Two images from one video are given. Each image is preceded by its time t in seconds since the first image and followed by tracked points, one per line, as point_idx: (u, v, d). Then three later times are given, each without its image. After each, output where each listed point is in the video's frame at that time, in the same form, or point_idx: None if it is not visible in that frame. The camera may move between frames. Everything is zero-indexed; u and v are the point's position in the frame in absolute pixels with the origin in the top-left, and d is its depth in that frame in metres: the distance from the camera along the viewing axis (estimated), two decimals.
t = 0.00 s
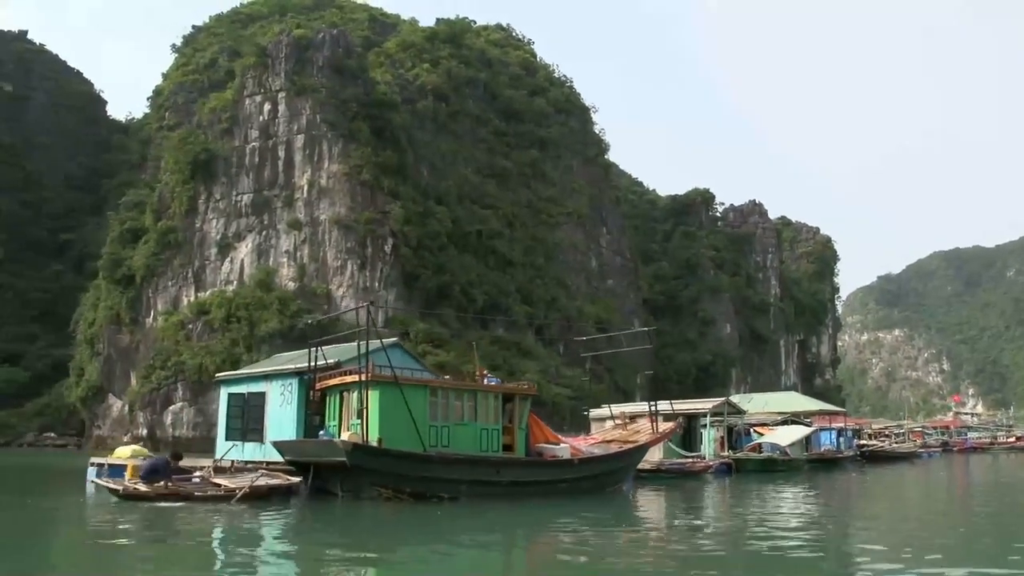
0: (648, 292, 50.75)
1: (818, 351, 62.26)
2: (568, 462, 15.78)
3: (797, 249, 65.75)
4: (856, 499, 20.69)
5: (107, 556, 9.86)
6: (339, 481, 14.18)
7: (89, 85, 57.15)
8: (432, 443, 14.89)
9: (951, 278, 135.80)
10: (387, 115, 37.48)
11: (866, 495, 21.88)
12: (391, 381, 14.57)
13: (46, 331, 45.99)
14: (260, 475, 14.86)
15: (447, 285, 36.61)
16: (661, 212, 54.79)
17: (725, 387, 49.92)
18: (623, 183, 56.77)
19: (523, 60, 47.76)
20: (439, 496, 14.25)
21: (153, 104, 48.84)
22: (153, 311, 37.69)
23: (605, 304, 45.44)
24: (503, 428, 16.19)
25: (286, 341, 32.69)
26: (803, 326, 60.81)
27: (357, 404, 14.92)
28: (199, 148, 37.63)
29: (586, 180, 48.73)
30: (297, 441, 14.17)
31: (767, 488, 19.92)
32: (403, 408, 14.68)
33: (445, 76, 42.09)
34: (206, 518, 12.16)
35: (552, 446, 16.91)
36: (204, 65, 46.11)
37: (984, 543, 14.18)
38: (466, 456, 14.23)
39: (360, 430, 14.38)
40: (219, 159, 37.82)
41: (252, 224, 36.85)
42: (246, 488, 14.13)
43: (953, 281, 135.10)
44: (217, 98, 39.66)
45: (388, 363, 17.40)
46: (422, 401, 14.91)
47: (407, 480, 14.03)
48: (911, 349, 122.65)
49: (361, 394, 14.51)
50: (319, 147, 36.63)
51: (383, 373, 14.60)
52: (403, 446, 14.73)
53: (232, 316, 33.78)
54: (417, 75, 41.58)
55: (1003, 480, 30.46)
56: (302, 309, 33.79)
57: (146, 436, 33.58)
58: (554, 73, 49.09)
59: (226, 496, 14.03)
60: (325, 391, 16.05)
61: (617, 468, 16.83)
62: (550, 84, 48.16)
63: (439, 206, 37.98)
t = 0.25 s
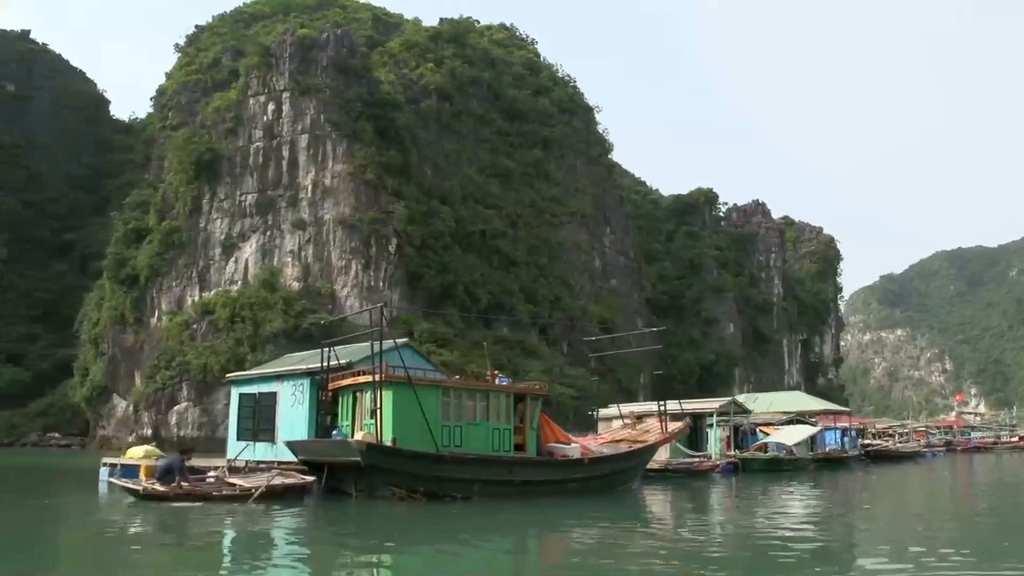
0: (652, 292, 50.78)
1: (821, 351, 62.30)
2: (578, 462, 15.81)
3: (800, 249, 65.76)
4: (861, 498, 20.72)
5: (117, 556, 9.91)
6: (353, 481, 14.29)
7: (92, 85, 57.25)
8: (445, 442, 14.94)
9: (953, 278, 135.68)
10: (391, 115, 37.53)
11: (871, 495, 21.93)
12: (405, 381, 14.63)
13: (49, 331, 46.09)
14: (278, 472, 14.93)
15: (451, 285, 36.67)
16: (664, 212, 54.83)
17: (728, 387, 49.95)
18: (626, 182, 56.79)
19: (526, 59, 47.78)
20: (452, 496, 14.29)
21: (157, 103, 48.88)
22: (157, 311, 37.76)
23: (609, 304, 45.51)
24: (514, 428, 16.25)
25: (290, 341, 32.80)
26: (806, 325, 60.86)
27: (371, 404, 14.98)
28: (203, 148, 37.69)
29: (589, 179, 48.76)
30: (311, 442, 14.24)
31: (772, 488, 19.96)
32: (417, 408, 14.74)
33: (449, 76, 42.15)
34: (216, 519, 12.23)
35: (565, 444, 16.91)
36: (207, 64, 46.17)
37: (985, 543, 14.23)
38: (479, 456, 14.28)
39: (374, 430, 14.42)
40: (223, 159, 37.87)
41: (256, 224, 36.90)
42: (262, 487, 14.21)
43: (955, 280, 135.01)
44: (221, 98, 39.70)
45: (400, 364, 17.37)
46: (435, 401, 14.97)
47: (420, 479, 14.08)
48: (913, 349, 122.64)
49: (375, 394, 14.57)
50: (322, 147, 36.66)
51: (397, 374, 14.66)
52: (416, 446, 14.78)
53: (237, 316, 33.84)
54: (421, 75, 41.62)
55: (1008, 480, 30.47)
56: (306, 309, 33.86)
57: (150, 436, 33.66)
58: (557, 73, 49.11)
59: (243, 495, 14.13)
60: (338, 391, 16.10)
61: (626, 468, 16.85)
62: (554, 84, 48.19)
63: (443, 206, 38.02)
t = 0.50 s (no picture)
0: (655, 291, 50.83)
1: (824, 350, 62.33)
2: (590, 461, 15.88)
3: (803, 248, 65.79)
4: (867, 496, 20.75)
5: (132, 555, 9.98)
6: (368, 480, 14.38)
7: (96, 87, 57.42)
8: (460, 442, 15.02)
9: (956, 277, 135.62)
10: (395, 115, 37.61)
11: (877, 493, 21.99)
12: (420, 382, 14.70)
13: (54, 332, 46.20)
14: (297, 472, 14.93)
15: (456, 285, 36.74)
16: (667, 211, 54.89)
17: (732, 386, 49.99)
18: (629, 182, 56.86)
19: (530, 59, 47.86)
20: (467, 495, 14.35)
21: (161, 104, 48.99)
22: (162, 312, 37.87)
23: (612, 303, 45.59)
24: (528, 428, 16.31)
25: (296, 341, 32.91)
26: (810, 324, 60.90)
27: (386, 405, 15.04)
28: (208, 149, 37.80)
29: (592, 179, 48.84)
30: (328, 442, 14.30)
31: (779, 487, 20.01)
32: (432, 408, 14.81)
33: (452, 77, 42.25)
34: (228, 518, 12.32)
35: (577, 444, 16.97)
36: (211, 66, 46.30)
37: (992, 540, 14.28)
38: (494, 455, 14.35)
39: (391, 430, 14.50)
40: (228, 160, 37.96)
41: (261, 225, 36.99)
42: (281, 487, 14.21)
43: (958, 279, 134.93)
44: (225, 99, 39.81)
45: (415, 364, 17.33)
46: (450, 402, 15.05)
47: (436, 478, 14.15)
48: (916, 348, 122.59)
49: (391, 395, 14.64)
50: (327, 147, 36.74)
51: (413, 374, 14.73)
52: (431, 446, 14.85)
53: (243, 317, 33.92)
54: (425, 75, 41.71)
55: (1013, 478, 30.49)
56: (312, 309, 33.95)
57: (156, 437, 33.73)
58: (560, 73, 49.20)
59: (262, 494, 14.16)
60: (353, 392, 16.18)
61: (638, 467, 16.91)
62: (557, 84, 48.28)
63: (447, 207, 38.09)
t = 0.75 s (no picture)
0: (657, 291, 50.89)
1: (825, 349, 62.39)
2: (600, 460, 15.93)
3: (805, 248, 65.82)
4: (870, 495, 20.79)
5: (144, 554, 10.03)
6: (380, 478, 14.47)
7: (98, 86, 57.48)
8: (472, 441, 15.09)
9: (957, 276, 135.61)
10: (398, 115, 37.66)
11: (880, 492, 22.04)
12: (432, 381, 14.78)
13: (56, 331, 46.25)
14: (308, 471, 15.06)
15: (459, 284, 36.80)
16: (668, 211, 54.94)
17: (734, 386, 50.03)
18: (630, 181, 56.90)
19: (532, 59, 47.89)
20: (479, 494, 14.42)
21: (163, 104, 49.02)
22: (165, 311, 37.93)
23: (614, 303, 45.65)
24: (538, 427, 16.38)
25: (300, 340, 32.98)
26: (811, 324, 60.94)
27: (398, 404, 15.11)
28: (211, 149, 37.85)
29: (594, 179, 48.90)
30: (340, 441, 14.40)
31: (783, 485, 20.07)
32: (443, 408, 14.89)
33: (455, 76, 42.31)
34: (236, 517, 12.38)
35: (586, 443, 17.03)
36: (213, 65, 46.34)
37: (996, 539, 14.35)
38: (505, 454, 14.41)
39: (403, 430, 14.57)
40: (231, 160, 38.01)
41: (263, 225, 37.04)
42: (296, 486, 14.37)
43: (959, 278, 134.94)
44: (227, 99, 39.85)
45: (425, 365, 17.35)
46: (461, 401, 15.12)
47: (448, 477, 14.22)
48: (917, 347, 122.61)
49: (403, 394, 14.71)
50: (330, 147, 36.81)
51: (425, 374, 14.80)
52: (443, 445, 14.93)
53: (246, 316, 33.97)
54: (427, 75, 41.76)
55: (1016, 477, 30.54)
56: (315, 309, 34.02)
57: (159, 436, 33.76)
58: (562, 73, 49.25)
59: (277, 494, 14.34)
60: (365, 392, 16.24)
61: (647, 466, 16.96)
62: (559, 84, 48.33)
63: (450, 206, 38.13)
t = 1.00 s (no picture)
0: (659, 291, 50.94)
1: (827, 348, 62.44)
2: (610, 459, 16.00)
3: (806, 247, 65.88)
4: (874, 494, 20.85)
5: (155, 553, 10.08)
6: (394, 478, 14.55)
7: (100, 88, 57.58)
8: (484, 441, 15.16)
9: (958, 275, 135.64)
10: (400, 116, 37.70)
11: (884, 491, 22.08)
12: (444, 382, 14.86)
13: (59, 332, 46.35)
14: (322, 471, 15.10)
15: (461, 285, 36.85)
16: (670, 211, 55.00)
17: (737, 385, 50.08)
18: (632, 181, 56.95)
19: (534, 59, 47.94)
20: (492, 493, 14.50)
21: (165, 105, 49.09)
22: (168, 312, 38.01)
23: (616, 303, 45.71)
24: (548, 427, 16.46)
25: (303, 341, 33.05)
26: (812, 323, 61.00)
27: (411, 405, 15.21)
28: (214, 150, 37.91)
29: (596, 179, 48.96)
30: (355, 441, 14.45)
31: (788, 484, 20.12)
32: (456, 408, 14.97)
33: (456, 77, 42.38)
34: (245, 517, 12.45)
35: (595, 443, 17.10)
36: (215, 66, 46.41)
37: (1002, 538, 14.40)
38: (518, 454, 14.49)
39: (417, 430, 14.65)
40: (234, 161, 38.06)
41: (266, 226, 37.11)
42: (312, 486, 14.36)
43: (960, 277, 134.98)
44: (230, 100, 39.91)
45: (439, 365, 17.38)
46: (473, 401, 15.20)
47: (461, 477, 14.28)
48: (919, 345, 122.66)
49: (415, 395, 14.80)
50: (332, 148, 36.88)
51: (437, 375, 14.89)
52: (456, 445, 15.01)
53: (249, 317, 34.02)
54: (429, 75, 41.83)
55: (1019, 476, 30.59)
56: (318, 309, 34.09)
57: (163, 437, 33.83)
58: (563, 73, 49.32)
59: (292, 493, 14.30)
60: (377, 392, 16.32)
61: (656, 465, 17.03)
62: (560, 84, 48.40)
63: (453, 207, 38.18)
